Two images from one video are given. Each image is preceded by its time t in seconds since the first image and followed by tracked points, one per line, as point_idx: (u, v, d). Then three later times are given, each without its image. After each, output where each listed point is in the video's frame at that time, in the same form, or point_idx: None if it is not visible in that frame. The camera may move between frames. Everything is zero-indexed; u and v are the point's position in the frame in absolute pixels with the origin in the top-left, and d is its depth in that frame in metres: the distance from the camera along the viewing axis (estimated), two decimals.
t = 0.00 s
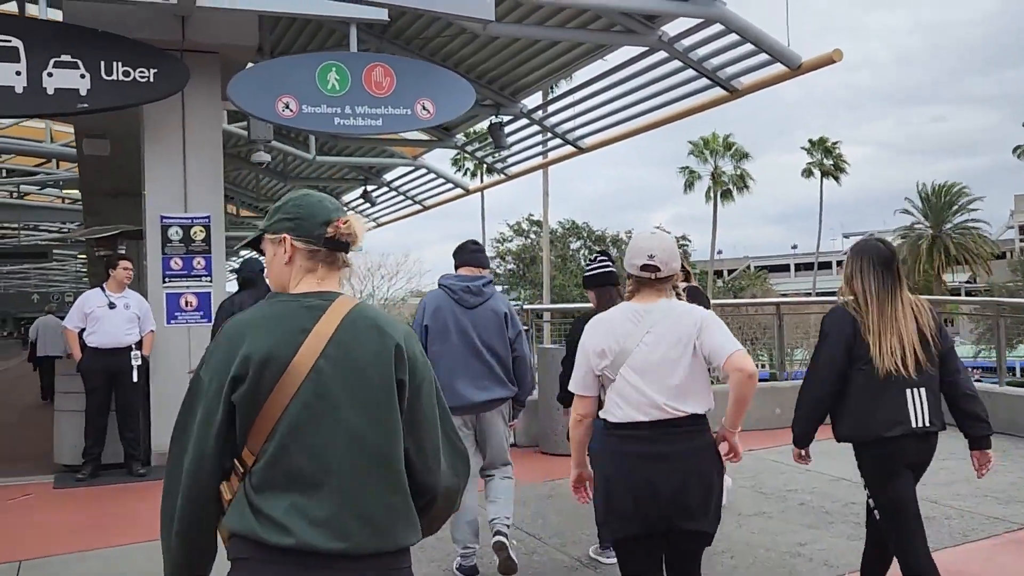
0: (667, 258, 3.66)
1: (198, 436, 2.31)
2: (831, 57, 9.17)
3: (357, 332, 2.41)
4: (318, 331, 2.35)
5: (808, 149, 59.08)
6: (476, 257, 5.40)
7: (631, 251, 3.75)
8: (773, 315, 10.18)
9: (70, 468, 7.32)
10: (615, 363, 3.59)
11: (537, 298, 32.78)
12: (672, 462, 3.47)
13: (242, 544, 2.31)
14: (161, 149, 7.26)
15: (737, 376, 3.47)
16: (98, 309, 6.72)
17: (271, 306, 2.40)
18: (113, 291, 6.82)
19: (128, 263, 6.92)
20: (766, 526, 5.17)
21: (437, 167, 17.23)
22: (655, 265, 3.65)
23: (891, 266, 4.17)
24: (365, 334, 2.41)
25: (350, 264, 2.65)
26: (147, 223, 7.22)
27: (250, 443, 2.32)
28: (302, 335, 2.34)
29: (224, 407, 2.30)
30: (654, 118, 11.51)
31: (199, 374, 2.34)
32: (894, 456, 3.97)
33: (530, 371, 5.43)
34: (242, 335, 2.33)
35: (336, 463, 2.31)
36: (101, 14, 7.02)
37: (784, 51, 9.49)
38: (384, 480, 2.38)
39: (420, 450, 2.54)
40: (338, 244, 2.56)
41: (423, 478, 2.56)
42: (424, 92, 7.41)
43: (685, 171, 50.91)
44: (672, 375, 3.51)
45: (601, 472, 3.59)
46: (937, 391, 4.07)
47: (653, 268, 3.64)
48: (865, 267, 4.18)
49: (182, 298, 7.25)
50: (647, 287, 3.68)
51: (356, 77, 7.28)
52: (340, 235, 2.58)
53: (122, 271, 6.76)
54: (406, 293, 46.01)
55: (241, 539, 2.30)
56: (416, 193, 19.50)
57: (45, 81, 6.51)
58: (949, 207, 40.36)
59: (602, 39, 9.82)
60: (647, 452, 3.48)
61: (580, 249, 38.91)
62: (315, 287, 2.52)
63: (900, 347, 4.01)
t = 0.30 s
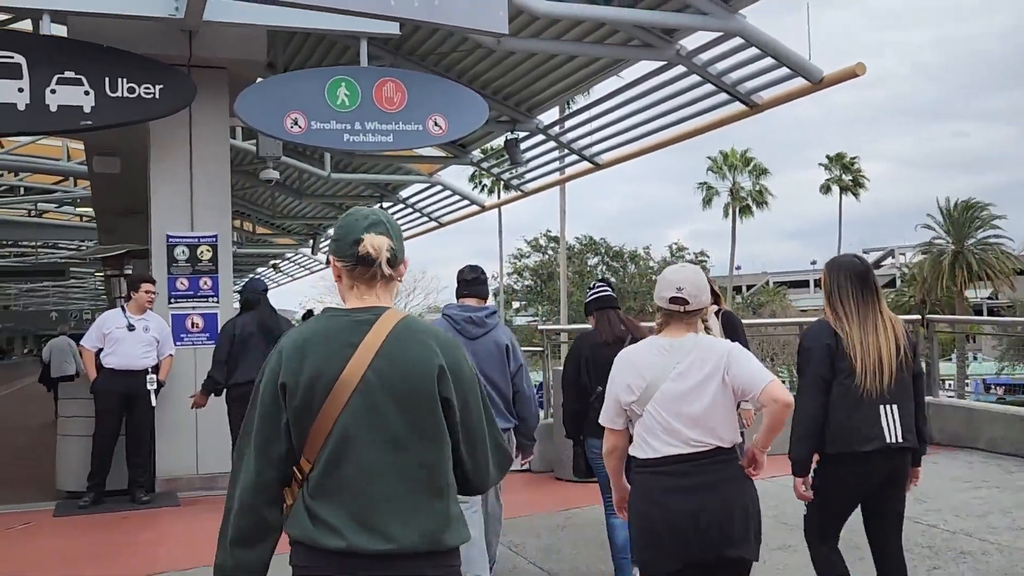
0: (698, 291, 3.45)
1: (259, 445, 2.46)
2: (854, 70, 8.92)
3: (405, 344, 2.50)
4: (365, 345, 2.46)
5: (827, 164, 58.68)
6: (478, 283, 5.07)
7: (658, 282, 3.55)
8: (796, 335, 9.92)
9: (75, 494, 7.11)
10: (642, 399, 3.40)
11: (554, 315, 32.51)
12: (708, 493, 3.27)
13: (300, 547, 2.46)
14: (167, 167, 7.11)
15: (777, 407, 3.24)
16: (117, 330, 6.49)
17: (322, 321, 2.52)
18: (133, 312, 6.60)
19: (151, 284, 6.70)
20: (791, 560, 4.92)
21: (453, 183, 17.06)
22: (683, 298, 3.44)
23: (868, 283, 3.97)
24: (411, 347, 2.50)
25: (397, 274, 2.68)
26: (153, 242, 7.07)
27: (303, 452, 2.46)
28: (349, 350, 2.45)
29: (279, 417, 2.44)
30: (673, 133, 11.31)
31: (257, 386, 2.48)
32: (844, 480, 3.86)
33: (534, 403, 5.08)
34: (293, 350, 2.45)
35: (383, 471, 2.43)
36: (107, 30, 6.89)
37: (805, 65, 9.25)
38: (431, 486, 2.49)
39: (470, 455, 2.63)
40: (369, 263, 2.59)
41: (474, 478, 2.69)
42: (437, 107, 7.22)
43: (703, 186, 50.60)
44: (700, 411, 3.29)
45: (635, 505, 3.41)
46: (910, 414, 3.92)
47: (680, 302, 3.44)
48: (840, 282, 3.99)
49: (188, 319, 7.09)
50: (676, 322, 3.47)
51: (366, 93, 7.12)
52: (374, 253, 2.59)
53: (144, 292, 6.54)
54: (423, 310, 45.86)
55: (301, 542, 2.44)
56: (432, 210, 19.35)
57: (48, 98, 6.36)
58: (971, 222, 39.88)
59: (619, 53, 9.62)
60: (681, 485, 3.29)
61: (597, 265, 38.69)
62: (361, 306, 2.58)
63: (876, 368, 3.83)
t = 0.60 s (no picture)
0: (744, 297, 3.44)
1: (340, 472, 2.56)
2: (887, 79, 8.67)
3: (481, 378, 2.64)
4: (443, 381, 2.59)
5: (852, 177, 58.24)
6: (505, 294, 4.84)
7: (704, 292, 3.52)
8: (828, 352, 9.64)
9: (89, 517, 6.93)
10: (698, 407, 3.33)
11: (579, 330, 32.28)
12: (757, 508, 3.21)
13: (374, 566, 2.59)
14: (183, 181, 6.96)
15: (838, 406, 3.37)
16: (140, 347, 6.30)
17: (399, 354, 2.63)
18: (157, 330, 6.42)
19: (176, 302, 6.50)
20: None
21: (476, 198, 16.89)
22: (733, 305, 3.41)
23: (844, 313, 3.95)
24: (485, 382, 2.64)
25: (459, 307, 2.79)
26: (169, 258, 6.91)
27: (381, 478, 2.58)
28: (430, 384, 2.57)
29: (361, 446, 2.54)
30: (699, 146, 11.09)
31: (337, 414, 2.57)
32: (838, 501, 3.86)
33: (554, 420, 4.87)
34: (376, 381, 2.56)
35: (460, 498, 2.58)
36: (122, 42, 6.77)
37: (836, 74, 9.03)
38: (499, 512, 2.66)
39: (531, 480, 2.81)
40: (428, 303, 2.71)
41: (529, 498, 2.88)
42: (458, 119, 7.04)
43: (728, 200, 50.29)
44: (764, 415, 3.28)
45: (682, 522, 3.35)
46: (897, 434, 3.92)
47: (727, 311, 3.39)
48: (816, 315, 3.95)
49: (205, 337, 6.92)
50: (725, 331, 3.45)
51: (385, 106, 6.96)
52: (431, 293, 2.71)
53: (168, 309, 6.34)
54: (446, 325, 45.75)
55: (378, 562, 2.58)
56: (455, 225, 19.21)
57: (62, 111, 6.24)
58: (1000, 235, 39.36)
59: (645, 64, 9.42)
60: (729, 497, 3.23)
61: (620, 280, 38.39)
62: (430, 340, 2.72)
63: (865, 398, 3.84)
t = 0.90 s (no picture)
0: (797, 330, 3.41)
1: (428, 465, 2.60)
2: (929, 84, 8.41)
3: (562, 374, 2.62)
4: (524, 375, 2.58)
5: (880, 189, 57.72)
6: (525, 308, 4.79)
7: (748, 317, 3.41)
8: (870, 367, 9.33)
9: (109, 535, 6.78)
10: (762, 430, 3.22)
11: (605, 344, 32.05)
12: (804, 530, 3.19)
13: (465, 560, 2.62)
14: (206, 192, 6.80)
15: (891, 442, 3.35)
16: (164, 361, 6.14)
17: (485, 349, 2.65)
18: (180, 344, 6.26)
19: (197, 315, 6.36)
20: None
21: (503, 210, 16.70)
22: (788, 333, 3.35)
23: (840, 318, 3.79)
24: (566, 375, 2.62)
25: (546, 300, 2.76)
26: (191, 270, 6.75)
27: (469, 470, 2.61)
28: (511, 377, 2.58)
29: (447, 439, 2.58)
30: (732, 155, 10.84)
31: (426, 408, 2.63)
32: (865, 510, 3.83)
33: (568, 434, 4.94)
34: (459, 377, 2.60)
35: (544, 491, 2.56)
36: (145, 49, 6.62)
37: (876, 81, 8.78)
38: (585, 507, 2.62)
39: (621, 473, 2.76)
40: (516, 291, 2.72)
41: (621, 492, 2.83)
42: (486, 127, 6.86)
43: (754, 213, 49.92)
44: (823, 440, 3.25)
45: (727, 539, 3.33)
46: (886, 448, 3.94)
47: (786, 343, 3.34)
48: (807, 323, 3.80)
49: (228, 351, 6.75)
50: (781, 358, 3.37)
51: (412, 113, 6.76)
52: (515, 282, 2.72)
53: (191, 321, 6.19)
54: (470, 339, 45.65)
55: (467, 555, 2.60)
56: (480, 238, 19.04)
57: (83, 120, 6.09)
58: None
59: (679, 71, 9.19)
60: (778, 519, 3.20)
61: (646, 294, 38.06)
62: (518, 335, 2.71)
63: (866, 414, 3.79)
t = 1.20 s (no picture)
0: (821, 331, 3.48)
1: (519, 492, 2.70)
2: (971, 85, 8.13)
3: (644, 406, 2.60)
4: (606, 408, 2.60)
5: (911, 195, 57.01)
6: (533, 319, 5.17)
7: (778, 321, 3.48)
8: (910, 377, 9.04)
9: (128, 550, 6.62)
10: (804, 439, 3.29)
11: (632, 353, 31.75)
12: (848, 538, 3.24)
13: None
14: (227, 198, 6.65)
15: (921, 449, 3.48)
16: (183, 373, 6.00)
17: (572, 378, 2.70)
18: (199, 354, 6.11)
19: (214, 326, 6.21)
20: None
21: (529, 217, 16.50)
22: (818, 335, 3.45)
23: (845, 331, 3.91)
24: (649, 407, 2.60)
25: (633, 330, 2.76)
26: (213, 278, 6.61)
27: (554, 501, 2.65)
28: (593, 410, 2.60)
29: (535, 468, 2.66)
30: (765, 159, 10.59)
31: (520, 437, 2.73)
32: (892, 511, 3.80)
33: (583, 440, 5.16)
34: (543, 408, 2.67)
35: (626, 523, 2.56)
36: (165, 53, 6.49)
37: (915, 82, 8.52)
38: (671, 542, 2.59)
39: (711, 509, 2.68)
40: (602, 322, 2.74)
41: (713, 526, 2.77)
42: (513, 130, 6.68)
43: (783, 219, 49.44)
44: (865, 446, 3.33)
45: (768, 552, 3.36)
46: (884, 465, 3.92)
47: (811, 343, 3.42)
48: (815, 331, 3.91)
49: (250, 361, 6.58)
50: (809, 361, 3.46)
51: (438, 116, 6.58)
52: (601, 314, 2.75)
53: (210, 332, 6.04)
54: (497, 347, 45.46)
55: None
56: (507, 245, 18.85)
57: (101, 125, 5.96)
58: None
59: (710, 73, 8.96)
60: (821, 526, 3.26)
61: (673, 301, 37.73)
62: (606, 366, 2.72)
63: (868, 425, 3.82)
